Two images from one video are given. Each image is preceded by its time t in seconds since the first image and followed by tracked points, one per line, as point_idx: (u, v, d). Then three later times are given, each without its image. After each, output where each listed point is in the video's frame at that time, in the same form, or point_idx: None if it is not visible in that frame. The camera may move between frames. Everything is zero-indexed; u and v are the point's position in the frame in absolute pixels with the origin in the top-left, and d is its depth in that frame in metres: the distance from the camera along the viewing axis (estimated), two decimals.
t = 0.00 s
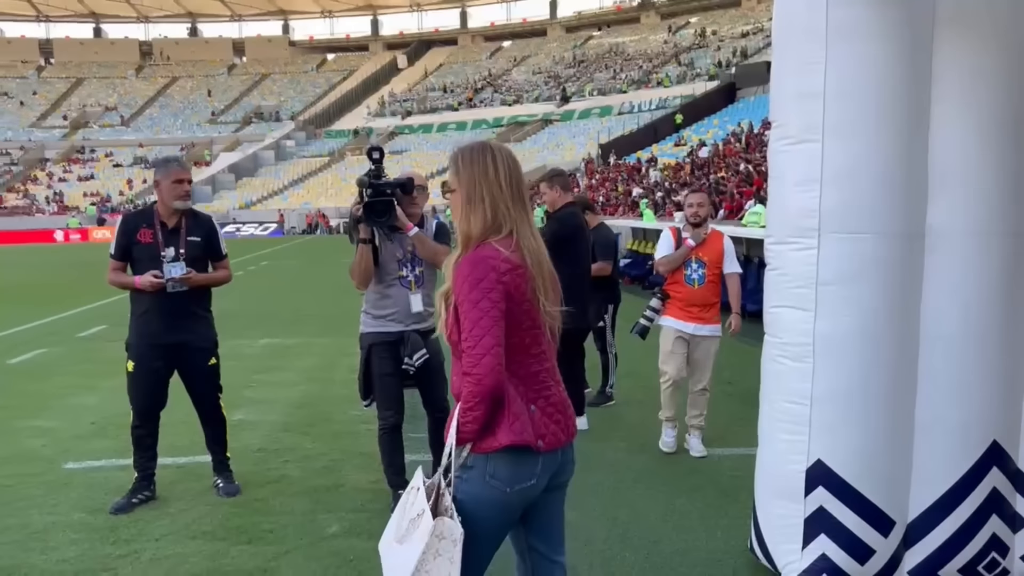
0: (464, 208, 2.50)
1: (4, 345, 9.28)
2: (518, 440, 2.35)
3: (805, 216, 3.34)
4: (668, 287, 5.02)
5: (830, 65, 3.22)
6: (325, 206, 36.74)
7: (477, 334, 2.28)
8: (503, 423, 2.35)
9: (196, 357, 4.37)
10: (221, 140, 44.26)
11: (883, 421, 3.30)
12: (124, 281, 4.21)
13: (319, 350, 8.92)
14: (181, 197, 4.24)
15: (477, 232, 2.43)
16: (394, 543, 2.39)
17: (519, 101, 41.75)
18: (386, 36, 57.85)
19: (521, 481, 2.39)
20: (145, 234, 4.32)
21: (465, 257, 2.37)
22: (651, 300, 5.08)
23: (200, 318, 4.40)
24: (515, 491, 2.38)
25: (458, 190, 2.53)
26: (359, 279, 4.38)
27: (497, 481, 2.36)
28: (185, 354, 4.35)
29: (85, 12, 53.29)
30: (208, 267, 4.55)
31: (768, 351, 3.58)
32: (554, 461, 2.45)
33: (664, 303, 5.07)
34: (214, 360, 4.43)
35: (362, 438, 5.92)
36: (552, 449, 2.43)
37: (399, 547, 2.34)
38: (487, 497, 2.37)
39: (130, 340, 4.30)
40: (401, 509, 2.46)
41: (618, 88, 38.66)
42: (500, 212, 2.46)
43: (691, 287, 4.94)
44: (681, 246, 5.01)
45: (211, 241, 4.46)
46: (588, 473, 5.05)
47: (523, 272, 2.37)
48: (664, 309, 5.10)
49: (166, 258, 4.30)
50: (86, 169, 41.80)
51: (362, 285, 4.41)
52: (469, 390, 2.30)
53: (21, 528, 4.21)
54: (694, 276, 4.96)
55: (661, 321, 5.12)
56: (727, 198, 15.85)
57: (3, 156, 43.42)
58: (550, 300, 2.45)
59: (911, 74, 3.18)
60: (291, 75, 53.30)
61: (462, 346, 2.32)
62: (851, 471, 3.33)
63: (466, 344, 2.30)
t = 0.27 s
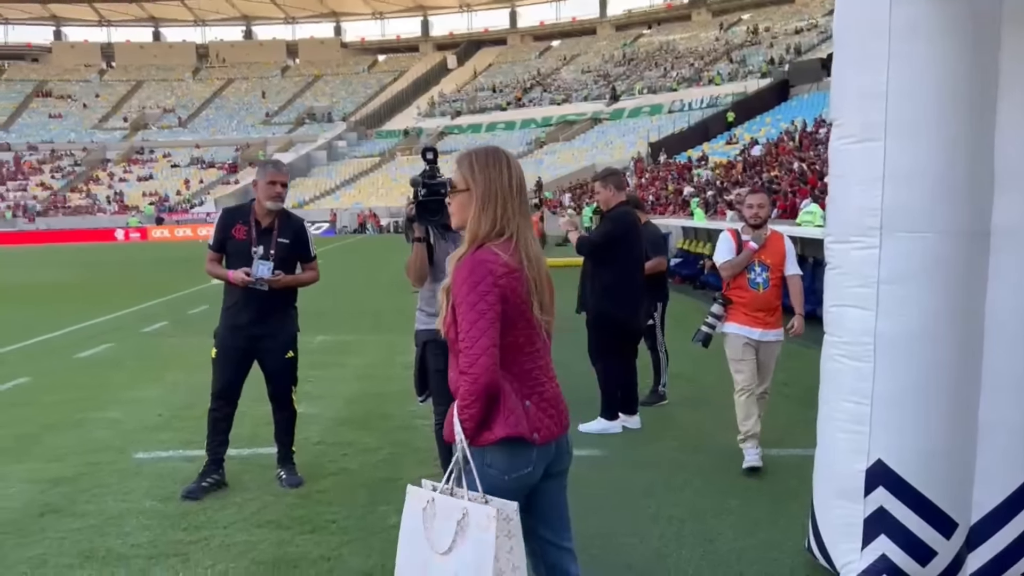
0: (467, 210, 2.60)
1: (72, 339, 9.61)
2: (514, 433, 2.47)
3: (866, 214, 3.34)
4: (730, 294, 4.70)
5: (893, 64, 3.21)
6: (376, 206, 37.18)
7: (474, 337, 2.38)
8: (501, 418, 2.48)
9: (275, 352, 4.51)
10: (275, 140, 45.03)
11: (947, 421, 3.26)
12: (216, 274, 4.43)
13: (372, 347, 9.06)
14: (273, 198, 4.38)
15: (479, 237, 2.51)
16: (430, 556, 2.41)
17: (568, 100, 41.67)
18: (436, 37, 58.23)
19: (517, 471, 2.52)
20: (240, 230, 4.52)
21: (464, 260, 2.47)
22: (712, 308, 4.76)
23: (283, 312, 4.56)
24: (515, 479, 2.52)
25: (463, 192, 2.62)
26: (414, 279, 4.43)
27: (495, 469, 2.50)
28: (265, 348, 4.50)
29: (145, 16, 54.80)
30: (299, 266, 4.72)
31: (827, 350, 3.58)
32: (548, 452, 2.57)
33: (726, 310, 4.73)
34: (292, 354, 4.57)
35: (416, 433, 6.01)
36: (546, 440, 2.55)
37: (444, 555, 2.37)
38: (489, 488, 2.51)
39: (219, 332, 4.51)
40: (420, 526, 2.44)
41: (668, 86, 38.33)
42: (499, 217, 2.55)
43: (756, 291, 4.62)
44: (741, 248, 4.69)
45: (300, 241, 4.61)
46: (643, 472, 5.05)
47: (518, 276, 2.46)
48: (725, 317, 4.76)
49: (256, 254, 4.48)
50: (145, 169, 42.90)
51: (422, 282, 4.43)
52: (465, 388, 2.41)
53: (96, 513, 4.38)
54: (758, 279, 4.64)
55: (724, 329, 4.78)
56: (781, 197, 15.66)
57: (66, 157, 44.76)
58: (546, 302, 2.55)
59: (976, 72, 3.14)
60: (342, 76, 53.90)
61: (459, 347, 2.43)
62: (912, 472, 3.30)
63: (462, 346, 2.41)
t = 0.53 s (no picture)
0: (467, 206, 2.57)
1: (134, 337, 9.88)
2: (526, 420, 2.50)
3: (928, 216, 3.27)
4: (788, 302, 4.64)
5: (956, 62, 3.16)
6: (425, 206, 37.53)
7: (486, 328, 2.36)
8: (514, 407, 2.49)
9: (338, 349, 4.63)
10: (327, 142, 45.70)
11: (1011, 428, 3.18)
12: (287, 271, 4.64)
13: (423, 346, 9.14)
14: (336, 199, 4.50)
15: (483, 231, 2.48)
16: (469, 551, 2.27)
17: (617, 99, 41.50)
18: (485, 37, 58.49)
19: (529, 459, 2.54)
20: (309, 229, 4.71)
21: (468, 255, 2.44)
22: (771, 316, 4.70)
23: (349, 310, 4.69)
24: (527, 466, 2.53)
25: (463, 186, 2.59)
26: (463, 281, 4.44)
27: (509, 459, 2.51)
28: (329, 346, 4.64)
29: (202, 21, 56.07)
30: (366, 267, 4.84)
31: (885, 354, 3.52)
32: (550, 440, 2.61)
33: (785, 318, 4.66)
34: (354, 352, 4.66)
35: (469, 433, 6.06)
36: (549, 427, 2.60)
37: (488, 544, 2.26)
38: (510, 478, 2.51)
39: (291, 329, 4.70)
40: (451, 523, 2.28)
41: (719, 85, 37.92)
42: (499, 212, 2.53)
43: (816, 298, 4.55)
44: (797, 255, 4.63)
45: (365, 241, 4.70)
46: (695, 475, 5.03)
47: (521, 270, 2.46)
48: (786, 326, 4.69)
49: (322, 253, 4.64)
50: (201, 170, 43.93)
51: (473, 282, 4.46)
52: (477, 383, 2.39)
53: (159, 505, 4.51)
54: (817, 285, 4.57)
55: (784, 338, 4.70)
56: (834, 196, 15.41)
57: (126, 159, 46.01)
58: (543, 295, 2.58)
59: None
60: (393, 78, 54.42)
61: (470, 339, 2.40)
62: (974, 479, 3.23)
63: (473, 337, 2.38)
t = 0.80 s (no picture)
0: (467, 209, 2.82)
1: (193, 334, 10.16)
2: (545, 417, 2.77)
3: (985, 218, 3.20)
4: (845, 304, 4.57)
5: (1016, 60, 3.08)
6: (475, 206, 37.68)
7: (508, 325, 2.60)
8: (534, 405, 2.74)
9: (394, 346, 4.68)
10: (378, 143, 46.09)
11: None
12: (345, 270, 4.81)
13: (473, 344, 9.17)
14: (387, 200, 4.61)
15: (492, 233, 2.74)
16: (473, 545, 2.52)
17: (668, 99, 41.15)
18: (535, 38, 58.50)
19: (544, 457, 2.82)
20: (365, 231, 4.88)
21: (480, 257, 2.68)
22: (827, 319, 4.64)
23: (405, 308, 4.74)
24: (544, 464, 2.81)
25: (463, 192, 2.84)
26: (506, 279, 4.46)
27: (529, 456, 2.78)
28: (385, 342, 4.70)
29: (258, 25, 57.15)
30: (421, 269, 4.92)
31: (941, 359, 3.46)
32: (561, 434, 2.89)
33: (842, 322, 4.61)
34: (408, 350, 4.69)
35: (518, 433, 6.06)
36: (561, 421, 2.88)
37: (489, 542, 2.48)
38: (531, 474, 2.79)
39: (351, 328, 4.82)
40: (460, 515, 2.56)
41: (773, 83, 37.33)
42: (500, 212, 2.80)
43: (872, 300, 4.47)
44: (854, 255, 4.55)
45: (418, 240, 4.78)
46: (744, 479, 4.98)
47: (528, 267, 2.73)
48: (841, 329, 4.64)
49: (376, 253, 4.77)
50: (257, 171, 44.79)
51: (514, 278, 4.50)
52: (500, 380, 2.62)
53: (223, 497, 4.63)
54: (874, 287, 4.50)
55: (838, 342, 4.65)
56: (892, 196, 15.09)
57: (185, 160, 47.08)
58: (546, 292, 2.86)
59: None
60: (444, 79, 54.63)
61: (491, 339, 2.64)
62: None
63: (496, 337, 2.61)
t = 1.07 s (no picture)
0: (458, 216, 2.96)
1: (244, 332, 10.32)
2: (531, 417, 2.88)
3: None
4: (906, 310, 4.37)
5: None
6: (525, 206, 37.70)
7: (494, 327, 2.70)
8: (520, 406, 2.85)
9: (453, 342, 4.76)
10: (428, 144, 46.39)
11: None
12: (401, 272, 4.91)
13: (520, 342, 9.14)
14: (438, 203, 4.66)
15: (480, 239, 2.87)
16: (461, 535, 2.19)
17: (719, 98, 40.71)
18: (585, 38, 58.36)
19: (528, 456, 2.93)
20: (418, 235, 4.94)
21: (469, 262, 2.80)
22: (884, 324, 4.46)
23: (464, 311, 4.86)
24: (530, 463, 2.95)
25: (455, 199, 2.98)
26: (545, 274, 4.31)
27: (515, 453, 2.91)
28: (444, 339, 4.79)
29: (311, 29, 58.00)
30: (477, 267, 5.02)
31: (996, 363, 3.37)
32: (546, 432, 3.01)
33: (901, 326, 4.42)
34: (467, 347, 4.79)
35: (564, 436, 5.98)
36: (546, 420, 3.00)
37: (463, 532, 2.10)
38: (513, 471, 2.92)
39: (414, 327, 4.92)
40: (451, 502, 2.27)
41: (827, 81, 36.65)
42: (491, 221, 2.93)
43: (937, 307, 4.27)
44: (920, 258, 4.33)
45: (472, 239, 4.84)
46: (793, 482, 4.93)
47: (515, 274, 2.84)
48: (900, 335, 4.44)
49: (431, 255, 4.84)
50: (309, 173, 45.44)
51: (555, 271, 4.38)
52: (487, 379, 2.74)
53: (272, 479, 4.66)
54: (938, 293, 4.29)
55: (895, 347, 4.45)
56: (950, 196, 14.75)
57: (239, 162, 47.97)
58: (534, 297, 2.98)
59: None
60: (493, 80, 54.76)
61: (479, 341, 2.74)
62: None
63: (483, 339, 2.71)
